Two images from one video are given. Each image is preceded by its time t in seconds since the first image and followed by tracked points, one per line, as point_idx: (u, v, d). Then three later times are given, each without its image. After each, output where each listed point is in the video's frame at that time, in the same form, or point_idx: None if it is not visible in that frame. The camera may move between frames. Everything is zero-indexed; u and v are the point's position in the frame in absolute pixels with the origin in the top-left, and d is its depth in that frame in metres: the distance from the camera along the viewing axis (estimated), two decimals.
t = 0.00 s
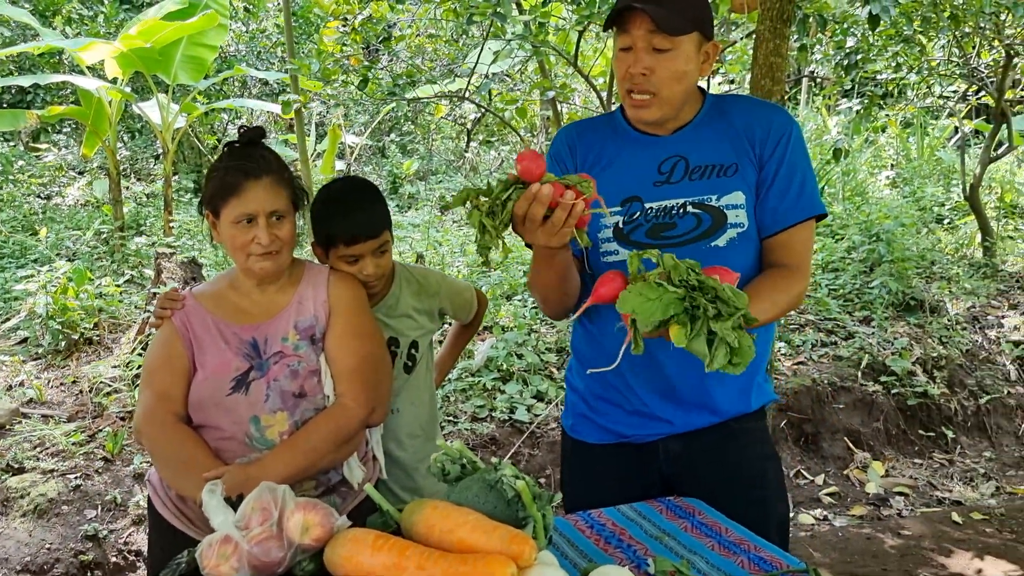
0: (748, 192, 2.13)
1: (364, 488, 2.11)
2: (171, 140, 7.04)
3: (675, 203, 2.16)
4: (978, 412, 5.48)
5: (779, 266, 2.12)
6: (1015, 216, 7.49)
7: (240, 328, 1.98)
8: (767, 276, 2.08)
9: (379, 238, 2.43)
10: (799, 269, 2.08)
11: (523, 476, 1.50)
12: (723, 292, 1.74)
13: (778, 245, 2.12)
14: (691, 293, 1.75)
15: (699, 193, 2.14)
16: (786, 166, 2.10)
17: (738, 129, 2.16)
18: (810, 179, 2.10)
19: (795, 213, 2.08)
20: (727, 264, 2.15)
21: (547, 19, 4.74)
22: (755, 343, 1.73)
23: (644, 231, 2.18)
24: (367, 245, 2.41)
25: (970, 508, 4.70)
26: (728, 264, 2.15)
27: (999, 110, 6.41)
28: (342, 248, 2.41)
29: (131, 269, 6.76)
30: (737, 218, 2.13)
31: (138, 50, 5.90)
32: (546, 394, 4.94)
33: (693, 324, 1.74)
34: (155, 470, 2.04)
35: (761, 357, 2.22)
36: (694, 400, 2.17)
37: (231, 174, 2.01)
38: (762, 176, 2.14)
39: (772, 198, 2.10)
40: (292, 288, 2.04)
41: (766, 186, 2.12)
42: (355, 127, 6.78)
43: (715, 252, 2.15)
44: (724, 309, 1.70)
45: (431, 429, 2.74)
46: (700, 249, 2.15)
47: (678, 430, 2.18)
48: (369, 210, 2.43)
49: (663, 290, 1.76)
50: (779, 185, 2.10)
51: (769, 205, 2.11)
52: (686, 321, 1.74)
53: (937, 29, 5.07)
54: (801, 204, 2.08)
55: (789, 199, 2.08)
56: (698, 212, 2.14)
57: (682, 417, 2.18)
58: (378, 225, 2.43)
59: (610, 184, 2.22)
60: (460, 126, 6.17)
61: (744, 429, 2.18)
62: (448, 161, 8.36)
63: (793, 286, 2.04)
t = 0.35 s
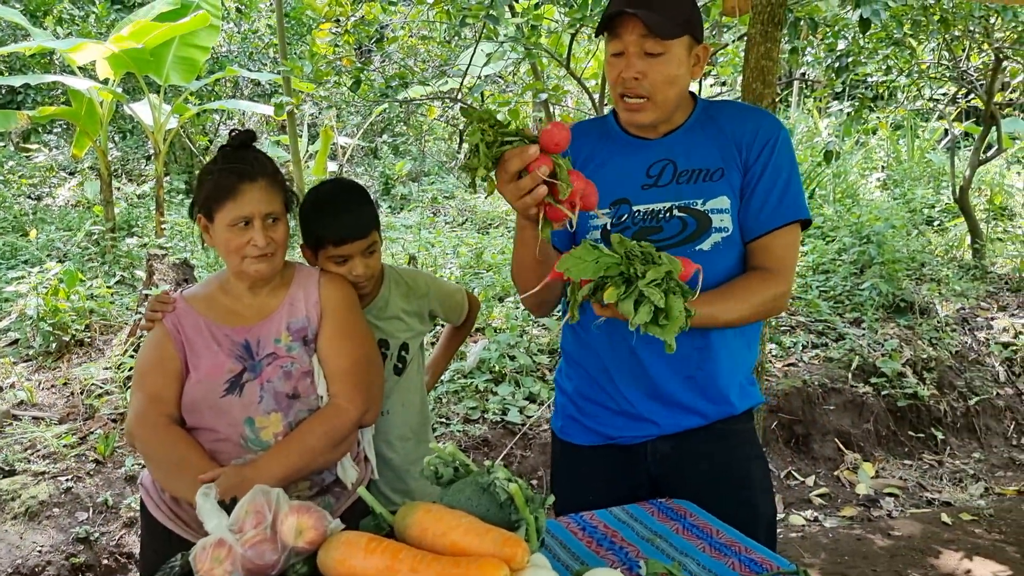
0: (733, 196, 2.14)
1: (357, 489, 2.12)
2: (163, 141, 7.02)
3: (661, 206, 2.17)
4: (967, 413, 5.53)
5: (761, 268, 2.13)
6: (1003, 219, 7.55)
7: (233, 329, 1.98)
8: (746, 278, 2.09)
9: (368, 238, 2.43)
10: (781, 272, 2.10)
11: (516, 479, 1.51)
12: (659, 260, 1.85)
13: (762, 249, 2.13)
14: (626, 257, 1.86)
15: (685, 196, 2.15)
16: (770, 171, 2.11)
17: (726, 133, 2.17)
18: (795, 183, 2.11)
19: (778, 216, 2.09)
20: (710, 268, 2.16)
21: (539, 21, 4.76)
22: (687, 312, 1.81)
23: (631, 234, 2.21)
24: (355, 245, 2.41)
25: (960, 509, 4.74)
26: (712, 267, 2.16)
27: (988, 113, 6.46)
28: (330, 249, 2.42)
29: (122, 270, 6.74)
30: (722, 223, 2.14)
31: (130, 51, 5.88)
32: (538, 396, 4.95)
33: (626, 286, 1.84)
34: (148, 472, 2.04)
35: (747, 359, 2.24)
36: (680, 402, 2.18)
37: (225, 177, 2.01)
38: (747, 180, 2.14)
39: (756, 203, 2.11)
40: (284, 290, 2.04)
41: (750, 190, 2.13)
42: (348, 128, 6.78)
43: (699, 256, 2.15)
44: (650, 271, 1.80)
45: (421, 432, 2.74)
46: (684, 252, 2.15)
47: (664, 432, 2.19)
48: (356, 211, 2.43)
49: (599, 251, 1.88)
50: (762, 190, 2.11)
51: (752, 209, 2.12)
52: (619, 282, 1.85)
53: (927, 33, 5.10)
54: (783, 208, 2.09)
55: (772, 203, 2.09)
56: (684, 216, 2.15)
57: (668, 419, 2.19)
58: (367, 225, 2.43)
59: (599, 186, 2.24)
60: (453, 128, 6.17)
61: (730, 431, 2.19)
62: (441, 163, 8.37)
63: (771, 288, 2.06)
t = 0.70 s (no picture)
0: (738, 202, 2.13)
1: (356, 491, 2.11)
2: (164, 143, 7.02)
3: (666, 211, 2.16)
4: (968, 415, 5.52)
5: (766, 275, 2.13)
6: (1005, 220, 7.54)
7: (230, 332, 1.97)
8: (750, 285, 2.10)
9: (363, 238, 2.43)
10: (787, 279, 2.09)
11: (517, 485, 1.50)
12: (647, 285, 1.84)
13: (767, 256, 2.12)
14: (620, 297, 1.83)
15: (690, 202, 2.14)
16: (776, 178, 2.10)
17: (730, 139, 2.16)
18: (802, 189, 2.09)
19: (784, 224, 2.08)
20: (715, 275, 2.15)
21: (540, 23, 4.76)
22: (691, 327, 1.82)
23: (635, 238, 2.19)
24: (350, 244, 2.41)
25: (961, 512, 4.74)
26: (716, 274, 2.16)
27: (989, 115, 6.46)
28: (324, 249, 2.41)
29: (123, 271, 6.74)
30: (727, 229, 2.14)
31: (131, 53, 5.88)
32: (538, 398, 4.94)
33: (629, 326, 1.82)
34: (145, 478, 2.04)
35: (750, 365, 2.24)
36: (683, 407, 2.18)
37: (225, 179, 2.00)
38: (752, 187, 2.13)
39: (762, 210, 2.11)
40: (280, 292, 2.04)
41: (756, 198, 2.12)
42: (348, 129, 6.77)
43: (704, 262, 2.15)
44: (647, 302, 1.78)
45: (415, 435, 2.74)
46: (688, 258, 2.15)
47: (667, 435, 2.19)
48: (352, 212, 2.44)
49: (591, 300, 1.86)
50: (768, 197, 2.10)
51: (759, 215, 2.11)
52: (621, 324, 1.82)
53: (928, 34, 5.10)
54: (790, 215, 2.07)
55: (778, 210, 2.08)
56: (689, 221, 2.14)
57: (672, 424, 2.18)
58: (361, 225, 2.43)
59: (603, 189, 2.23)
60: (453, 129, 6.17)
61: (733, 436, 2.19)
62: (441, 164, 8.36)
63: (776, 296, 2.06)
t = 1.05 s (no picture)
0: (749, 203, 2.11)
1: (353, 493, 2.09)
2: (164, 142, 7.00)
3: (676, 209, 2.16)
4: (970, 417, 5.49)
5: (773, 277, 2.09)
6: (1007, 221, 7.52)
7: (222, 333, 1.95)
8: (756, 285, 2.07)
9: (358, 236, 2.41)
10: (795, 281, 2.04)
11: (517, 487, 1.48)
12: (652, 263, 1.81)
13: (776, 257, 2.08)
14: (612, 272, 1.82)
15: (701, 201, 2.14)
16: (789, 178, 2.07)
17: (746, 139, 2.14)
18: (816, 191, 2.05)
19: (794, 226, 2.04)
20: (722, 275, 2.13)
21: (541, 23, 4.74)
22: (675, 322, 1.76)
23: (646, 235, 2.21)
24: (345, 242, 2.39)
25: (963, 514, 4.72)
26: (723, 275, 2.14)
27: (991, 116, 6.44)
28: (318, 247, 2.40)
29: (122, 271, 6.72)
30: (736, 230, 2.11)
31: (131, 53, 5.87)
32: (539, 399, 4.92)
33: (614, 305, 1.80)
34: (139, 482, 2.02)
35: (760, 368, 2.20)
36: (690, 409, 2.15)
37: (214, 177, 1.98)
38: (765, 187, 2.11)
39: (772, 210, 2.08)
40: (273, 291, 2.02)
41: (768, 197, 2.10)
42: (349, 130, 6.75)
43: (712, 262, 2.13)
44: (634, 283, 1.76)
45: (412, 436, 2.72)
46: (697, 257, 2.14)
47: (674, 436, 2.16)
48: (350, 211, 2.42)
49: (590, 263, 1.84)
50: (779, 197, 2.07)
51: (769, 217, 2.08)
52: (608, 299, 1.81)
53: (930, 35, 5.08)
54: (800, 218, 2.03)
55: (788, 212, 2.04)
56: (698, 220, 2.13)
57: (678, 426, 2.16)
58: (356, 224, 2.41)
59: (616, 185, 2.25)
60: (454, 129, 6.15)
61: (742, 438, 2.15)
62: (442, 165, 8.34)
63: (781, 298, 2.01)
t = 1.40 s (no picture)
0: (775, 209, 2.08)
1: (348, 495, 2.08)
2: (162, 143, 6.98)
3: (700, 208, 2.16)
4: (970, 418, 5.48)
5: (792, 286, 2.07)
6: (1006, 222, 7.50)
7: (216, 334, 1.94)
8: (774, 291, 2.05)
9: (352, 237, 2.40)
10: (815, 290, 2.03)
11: (512, 489, 1.47)
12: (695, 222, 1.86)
13: (796, 267, 2.07)
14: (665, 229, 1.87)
15: (726, 202, 2.12)
16: (819, 189, 2.04)
17: (779, 145, 2.11)
18: (844, 205, 2.03)
19: (819, 236, 2.02)
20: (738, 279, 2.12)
21: (539, 23, 4.71)
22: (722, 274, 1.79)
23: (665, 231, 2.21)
24: (339, 243, 2.37)
25: (963, 516, 4.70)
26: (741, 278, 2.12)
27: (991, 117, 6.43)
28: (314, 248, 2.38)
29: (120, 272, 6.70)
30: (758, 236, 2.09)
31: (128, 54, 5.85)
32: (537, 400, 4.91)
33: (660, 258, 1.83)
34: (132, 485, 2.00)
35: (773, 374, 2.17)
36: (699, 411, 2.13)
37: (210, 176, 1.97)
38: (792, 195, 2.09)
39: (798, 219, 2.06)
40: (268, 293, 2.01)
41: (795, 205, 2.07)
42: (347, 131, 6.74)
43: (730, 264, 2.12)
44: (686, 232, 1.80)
45: (407, 439, 2.71)
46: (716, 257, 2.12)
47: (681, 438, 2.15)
48: (347, 212, 2.41)
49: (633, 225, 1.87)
50: (807, 208, 2.05)
51: (794, 225, 2.06)
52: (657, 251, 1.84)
53: (930, 36, 5.07)
54: (824, 231, 2.01)
55: (814, 223, 2.03)
56: (722, 220, 2.12)
57: (687, 427, 2.14)
58: (352, 224, 2.40)
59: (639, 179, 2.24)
60: (453, 130, 6.13)
61: (753, 442, 2.13)
62: (440, 165, 8.33)
63: (799, 306, 2.00)
